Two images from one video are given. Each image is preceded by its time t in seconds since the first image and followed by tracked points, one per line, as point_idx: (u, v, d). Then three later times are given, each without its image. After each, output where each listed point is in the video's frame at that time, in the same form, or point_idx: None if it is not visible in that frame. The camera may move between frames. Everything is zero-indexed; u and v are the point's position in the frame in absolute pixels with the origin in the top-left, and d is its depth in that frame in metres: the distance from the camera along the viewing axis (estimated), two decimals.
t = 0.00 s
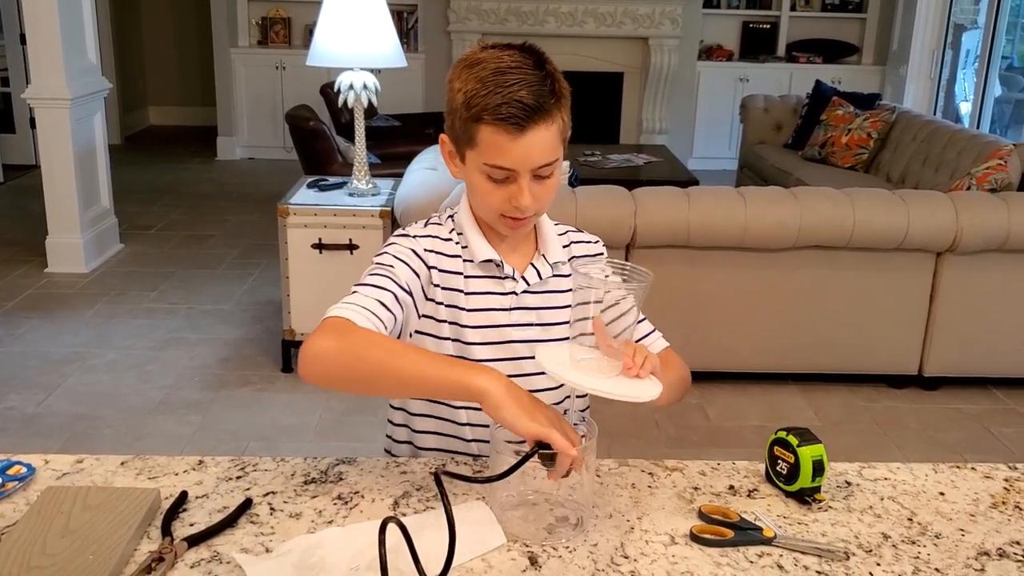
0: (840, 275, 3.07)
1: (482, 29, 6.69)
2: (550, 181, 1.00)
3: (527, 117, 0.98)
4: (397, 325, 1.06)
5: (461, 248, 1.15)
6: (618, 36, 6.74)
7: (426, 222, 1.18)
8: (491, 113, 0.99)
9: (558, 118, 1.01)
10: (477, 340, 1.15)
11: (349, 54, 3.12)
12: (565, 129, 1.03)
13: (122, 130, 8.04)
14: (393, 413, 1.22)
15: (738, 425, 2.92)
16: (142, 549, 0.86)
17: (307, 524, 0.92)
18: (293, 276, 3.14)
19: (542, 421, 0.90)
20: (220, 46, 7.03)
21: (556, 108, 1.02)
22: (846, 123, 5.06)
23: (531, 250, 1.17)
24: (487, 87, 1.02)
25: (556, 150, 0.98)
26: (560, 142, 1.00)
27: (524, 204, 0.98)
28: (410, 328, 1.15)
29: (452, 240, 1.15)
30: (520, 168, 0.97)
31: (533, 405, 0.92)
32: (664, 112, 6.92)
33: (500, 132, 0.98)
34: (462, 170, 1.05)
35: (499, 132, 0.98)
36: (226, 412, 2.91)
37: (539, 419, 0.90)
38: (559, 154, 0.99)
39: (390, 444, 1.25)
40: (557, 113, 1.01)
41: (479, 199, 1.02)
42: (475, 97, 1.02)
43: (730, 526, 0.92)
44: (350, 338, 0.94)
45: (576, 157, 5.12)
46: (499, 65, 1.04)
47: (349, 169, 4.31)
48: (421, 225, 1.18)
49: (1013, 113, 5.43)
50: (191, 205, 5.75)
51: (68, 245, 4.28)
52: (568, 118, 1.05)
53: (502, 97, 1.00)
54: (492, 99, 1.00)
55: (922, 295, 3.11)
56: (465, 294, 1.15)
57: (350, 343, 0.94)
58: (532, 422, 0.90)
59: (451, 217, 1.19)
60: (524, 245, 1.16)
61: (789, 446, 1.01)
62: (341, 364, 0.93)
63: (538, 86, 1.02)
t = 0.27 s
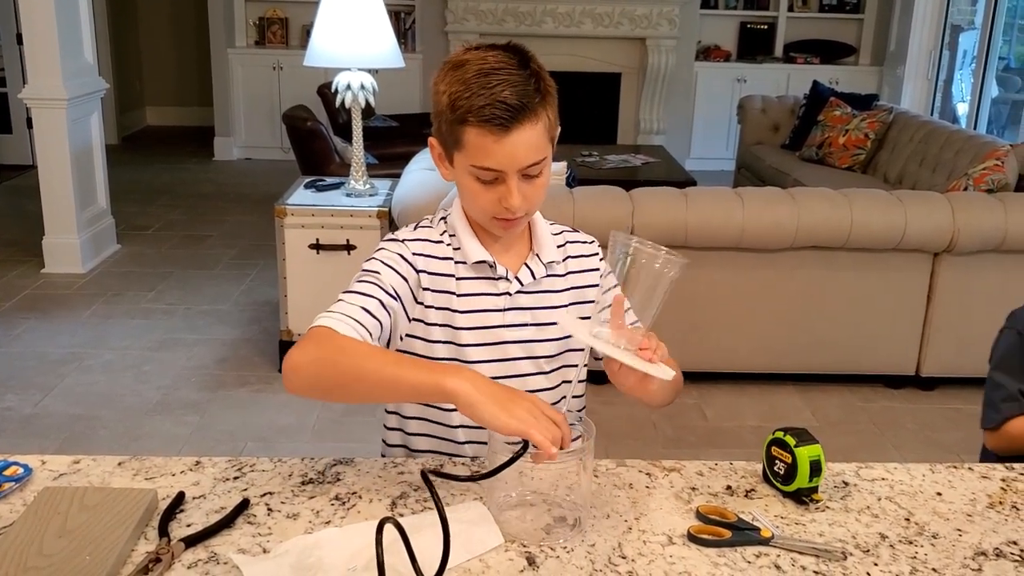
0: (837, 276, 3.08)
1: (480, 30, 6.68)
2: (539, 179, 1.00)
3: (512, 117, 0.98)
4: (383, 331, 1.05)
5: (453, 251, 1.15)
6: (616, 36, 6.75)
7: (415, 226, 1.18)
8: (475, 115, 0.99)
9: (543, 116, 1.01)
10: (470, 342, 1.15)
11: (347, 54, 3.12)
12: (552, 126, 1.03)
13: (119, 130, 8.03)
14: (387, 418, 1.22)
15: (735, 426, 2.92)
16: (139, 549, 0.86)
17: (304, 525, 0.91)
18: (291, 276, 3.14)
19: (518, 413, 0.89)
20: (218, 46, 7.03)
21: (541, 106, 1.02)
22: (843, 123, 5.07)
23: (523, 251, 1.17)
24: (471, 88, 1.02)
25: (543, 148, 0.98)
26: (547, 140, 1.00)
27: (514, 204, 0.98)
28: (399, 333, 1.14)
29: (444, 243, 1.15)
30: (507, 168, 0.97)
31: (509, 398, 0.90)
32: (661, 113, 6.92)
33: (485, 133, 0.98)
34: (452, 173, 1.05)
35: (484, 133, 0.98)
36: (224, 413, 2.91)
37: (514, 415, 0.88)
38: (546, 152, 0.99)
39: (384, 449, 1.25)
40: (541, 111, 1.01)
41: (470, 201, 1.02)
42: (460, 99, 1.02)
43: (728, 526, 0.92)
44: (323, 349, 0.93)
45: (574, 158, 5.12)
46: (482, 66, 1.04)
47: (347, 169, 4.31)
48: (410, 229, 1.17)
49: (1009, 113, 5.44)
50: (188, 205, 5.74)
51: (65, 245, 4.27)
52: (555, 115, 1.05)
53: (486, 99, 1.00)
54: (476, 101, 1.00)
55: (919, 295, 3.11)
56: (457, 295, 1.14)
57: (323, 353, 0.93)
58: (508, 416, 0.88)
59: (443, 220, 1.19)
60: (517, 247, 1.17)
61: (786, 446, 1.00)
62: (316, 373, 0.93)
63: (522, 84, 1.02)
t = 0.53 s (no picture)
0: (835, 275, 3.08)
1: (478, 30, 6.68)
2: (530, 173, 1.00)
3: (500, 111, 0.98)
4: (376, 337, 1.05)
5: (446, 251, 1.14)
6: (614, 36, 6.74)
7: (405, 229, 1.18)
8: (464, 111, 0.99)
9: (532, 110, 1.01)
10: (463, 343, 1.14)
11: (346, 53, 3.12)
12: (541, 120, 1.03)
13: (117, 130, 8.02)
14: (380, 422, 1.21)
15: (734, 425, 2.92)
16: (138, 549, 0.86)
17: (302, 524, 0.91)
18: (289, 276, 3.14)
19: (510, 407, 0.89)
20: (215, 46, 7.03)
21: (530, 100, 1.02)
22: (841, 123, 5.07)
23: (517, 250, 1.17)
24: (459, 84, 1.02)
25: (532, 141, 0.98)
26: (537, 133, 1.00)
27: (505, 198, 0.97)
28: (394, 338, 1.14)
29: (435, 244, 1.15)
30: (497, 162, 0.97)
31: (500, 394, 0.91)
32: (660, 113, 6.92)
33: (473, 128, 0.98)
34: (443, 171, 1.05)
35: (472, 128, 0.98)
36: (222, 413, 2.91)
37: (507, 409, 0.88)
38: (536, 146, 0.99)
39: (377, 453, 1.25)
40: (530, 105, 1.01)
41: (462, 197, 1.02)
42: (448, 95, 1.02)
43: (726, 525, 0.92)
44: (316, 363, 0.94)
45: (572, 158, 5.13)
46: (471, 62, 1.04)
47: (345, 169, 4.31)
48: (400, 232, 1.17)
49: (1007, 113, 5.44)
50: (187, 205, 5.73)
51: (63, 245, 4.26)
52: (546, 110, 1.05)
53: (474, 94, 1.00)
54: (465, 96, 1.00)
55: (917, 295, 3.11)
56: (449, 296, 1.14)
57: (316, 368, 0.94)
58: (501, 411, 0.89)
59: (436, 220, 1.19)
60: (511, 244, 1.17)
61: (785, 445, 1.00)
62: (313, 385, 0.94)
63: (510, 79, 1.02)
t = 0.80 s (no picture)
0: (833, 275, 3.08)
1: (477, 30, 6.69)
2: (516, 173, 0.99)
3: (485, 110, 0.98)
4: (369, 342, 1.05)
5: (436, 252, 1.14)
6: (612, 37, 6.75)
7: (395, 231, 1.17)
8: (450, 108, 0.99)
9: (519, 111, 1.01)
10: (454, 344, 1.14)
11: (345, 54, 3.12)
12: (529, 122, 1.03)
13: (115, 130, 8.01)
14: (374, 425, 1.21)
15: (732, 425, 2.93)
16: (137, 549, 0.86)
17: (301, 524, 0.92)
18: (288, 276, 3.14)
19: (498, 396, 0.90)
20: (214, 46, 7.03)
21: (518, 101, 1.02)
22: (840, 123, 5.08)
23: (508, 251, 1.17)
24: (447, 82, 1.02)
25: (517, 140, 0.98)
26: (524, 134, 1.00)
27: (488, 196, 0.97)
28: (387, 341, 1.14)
29: (426, 245, 1.14)
30: (480, 160, 0.96)
31: (487, 388, 0.91)
32: (658, 113, 6.93)
33: (458, 125, 0.98)
34: (429, 170, 1.04)
35: (457, 126, 0.98)
36: (221, 413, 2.90)
37: (494, 399, 0.90)
38: (522, 146, 0.99)
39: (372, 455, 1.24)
40: (518, 105, 1.01)
41: (447, 196, 1.02)
42: (436, 93, 1.02)
43: (725, 526, 0.92)
44: (306, 374, 0.95)
45: (571, 158, 5.13)
46: (460, 63, 1.05)
47: (343, 169, 4.30)
48: (390, 234, 1.17)
49: (1005, 113, 5.45)
50: (185, 205, 5.73)
51: (62, 246, 4.26)
52: (535, 112, 1.05)
53: (461, 93, 1.00)
54: (451, 94, 1.00)
55: (915, 295, 3.12)
56: (439, 297, 1.14)
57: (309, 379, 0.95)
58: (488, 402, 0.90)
59: (426, 221, 1.18)
60: (502, 244, 1.17)
61: (783, 446, 1.01)
62: (309, 398, 0.95)
63: (499, 79, 1.02)
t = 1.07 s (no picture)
0: (831, 276, 3.09)
1: (475, 31, 6.70)
2: (498, 175, 0.99)
3: (465, 112, 0.98)
4: (364, 359, 1.06)
5: (422, 256, 1.13)
6: (611, 38, 6.75)
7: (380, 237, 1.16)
8: (430, 111, 0.99)
9: (500, 112, 1.01)
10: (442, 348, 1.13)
11: (343, 55, 3.12)
12: (512, 123, 1.03)
13: (114, 132, 8.02)
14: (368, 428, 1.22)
15: (730, 426, 2.93)
16: (136, 551, 0.86)
17: (301, 526, 0.92)
18: (286, 278, 3.14)
19: (476, 395, 0.91)
20: (213, 47, 7.03)
21: (499, 102, 1.02)
22: (838, 124, 5.08)
23: (495, 252, 1.16)
24: (428, 84, 1.03)
25: (498, 142, 0.98)
26: (505, 136, 1.00)
27: (469, 198, 0.97)
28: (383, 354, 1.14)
29: (412, 250, 1.13)
30: (460, 162, 0.97)
31: (466, 389, 0.92)
32: (657, 114, 6.94)
33: (439, 127, 0.98)
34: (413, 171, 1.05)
35: (437, 128, 0.98)
36: (220, 414, 2.91)
37: (476, 398, 0.90)
38: (503, 147, 0.99)
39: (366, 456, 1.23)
40: (499, 107, 1.01)
41: (429, 197, 1.02)
42: (417, 94, 1.02)
43: (723, 527, 0.92)
44: (309, 404, 0.98)
45: (569, 159, 5.13)
46: (443, 64, 1.05)
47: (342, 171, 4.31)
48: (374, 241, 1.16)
49: (1003, 113, 5.46)
50: (184, 206, 5.73)
51: (61, 247, 4.26)
52: (518, 113, 1.05)
53: (441, 95, 1.00)
54: (432, 96, 1.00)
55: (913, 295, 3.12)
56: (426, 301, 1.12)
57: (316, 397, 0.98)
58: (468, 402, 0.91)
59: (412, 225, 1.18)
60: (491, 250, 1.16)
61: (781, 447, 1.01)
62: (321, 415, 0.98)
63: (480, 81, 1.02)
